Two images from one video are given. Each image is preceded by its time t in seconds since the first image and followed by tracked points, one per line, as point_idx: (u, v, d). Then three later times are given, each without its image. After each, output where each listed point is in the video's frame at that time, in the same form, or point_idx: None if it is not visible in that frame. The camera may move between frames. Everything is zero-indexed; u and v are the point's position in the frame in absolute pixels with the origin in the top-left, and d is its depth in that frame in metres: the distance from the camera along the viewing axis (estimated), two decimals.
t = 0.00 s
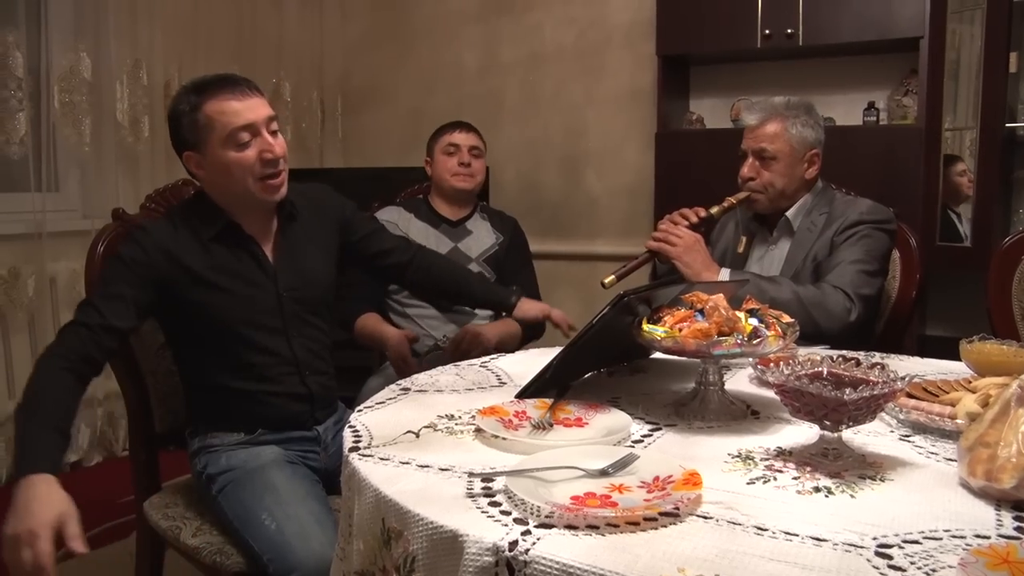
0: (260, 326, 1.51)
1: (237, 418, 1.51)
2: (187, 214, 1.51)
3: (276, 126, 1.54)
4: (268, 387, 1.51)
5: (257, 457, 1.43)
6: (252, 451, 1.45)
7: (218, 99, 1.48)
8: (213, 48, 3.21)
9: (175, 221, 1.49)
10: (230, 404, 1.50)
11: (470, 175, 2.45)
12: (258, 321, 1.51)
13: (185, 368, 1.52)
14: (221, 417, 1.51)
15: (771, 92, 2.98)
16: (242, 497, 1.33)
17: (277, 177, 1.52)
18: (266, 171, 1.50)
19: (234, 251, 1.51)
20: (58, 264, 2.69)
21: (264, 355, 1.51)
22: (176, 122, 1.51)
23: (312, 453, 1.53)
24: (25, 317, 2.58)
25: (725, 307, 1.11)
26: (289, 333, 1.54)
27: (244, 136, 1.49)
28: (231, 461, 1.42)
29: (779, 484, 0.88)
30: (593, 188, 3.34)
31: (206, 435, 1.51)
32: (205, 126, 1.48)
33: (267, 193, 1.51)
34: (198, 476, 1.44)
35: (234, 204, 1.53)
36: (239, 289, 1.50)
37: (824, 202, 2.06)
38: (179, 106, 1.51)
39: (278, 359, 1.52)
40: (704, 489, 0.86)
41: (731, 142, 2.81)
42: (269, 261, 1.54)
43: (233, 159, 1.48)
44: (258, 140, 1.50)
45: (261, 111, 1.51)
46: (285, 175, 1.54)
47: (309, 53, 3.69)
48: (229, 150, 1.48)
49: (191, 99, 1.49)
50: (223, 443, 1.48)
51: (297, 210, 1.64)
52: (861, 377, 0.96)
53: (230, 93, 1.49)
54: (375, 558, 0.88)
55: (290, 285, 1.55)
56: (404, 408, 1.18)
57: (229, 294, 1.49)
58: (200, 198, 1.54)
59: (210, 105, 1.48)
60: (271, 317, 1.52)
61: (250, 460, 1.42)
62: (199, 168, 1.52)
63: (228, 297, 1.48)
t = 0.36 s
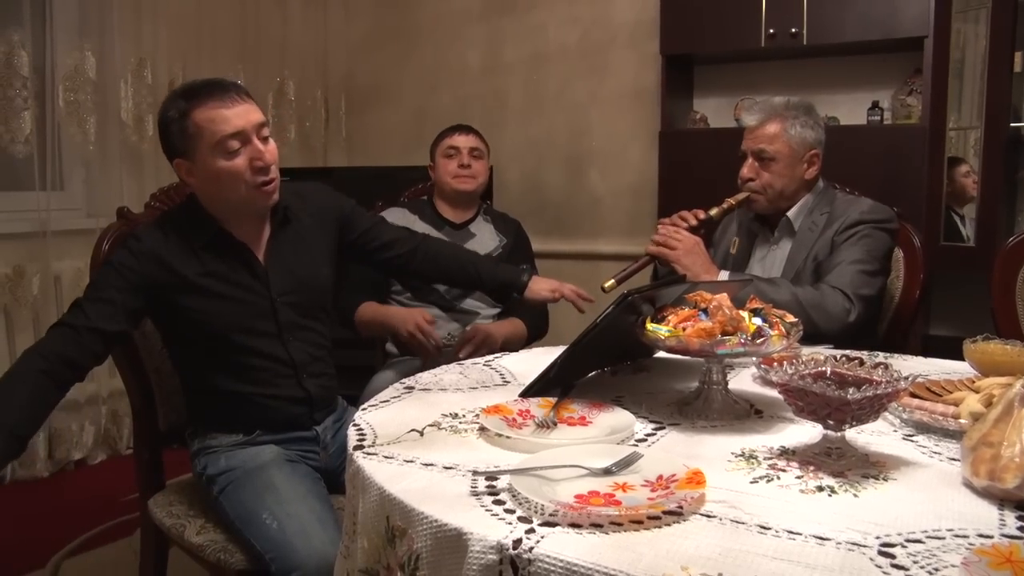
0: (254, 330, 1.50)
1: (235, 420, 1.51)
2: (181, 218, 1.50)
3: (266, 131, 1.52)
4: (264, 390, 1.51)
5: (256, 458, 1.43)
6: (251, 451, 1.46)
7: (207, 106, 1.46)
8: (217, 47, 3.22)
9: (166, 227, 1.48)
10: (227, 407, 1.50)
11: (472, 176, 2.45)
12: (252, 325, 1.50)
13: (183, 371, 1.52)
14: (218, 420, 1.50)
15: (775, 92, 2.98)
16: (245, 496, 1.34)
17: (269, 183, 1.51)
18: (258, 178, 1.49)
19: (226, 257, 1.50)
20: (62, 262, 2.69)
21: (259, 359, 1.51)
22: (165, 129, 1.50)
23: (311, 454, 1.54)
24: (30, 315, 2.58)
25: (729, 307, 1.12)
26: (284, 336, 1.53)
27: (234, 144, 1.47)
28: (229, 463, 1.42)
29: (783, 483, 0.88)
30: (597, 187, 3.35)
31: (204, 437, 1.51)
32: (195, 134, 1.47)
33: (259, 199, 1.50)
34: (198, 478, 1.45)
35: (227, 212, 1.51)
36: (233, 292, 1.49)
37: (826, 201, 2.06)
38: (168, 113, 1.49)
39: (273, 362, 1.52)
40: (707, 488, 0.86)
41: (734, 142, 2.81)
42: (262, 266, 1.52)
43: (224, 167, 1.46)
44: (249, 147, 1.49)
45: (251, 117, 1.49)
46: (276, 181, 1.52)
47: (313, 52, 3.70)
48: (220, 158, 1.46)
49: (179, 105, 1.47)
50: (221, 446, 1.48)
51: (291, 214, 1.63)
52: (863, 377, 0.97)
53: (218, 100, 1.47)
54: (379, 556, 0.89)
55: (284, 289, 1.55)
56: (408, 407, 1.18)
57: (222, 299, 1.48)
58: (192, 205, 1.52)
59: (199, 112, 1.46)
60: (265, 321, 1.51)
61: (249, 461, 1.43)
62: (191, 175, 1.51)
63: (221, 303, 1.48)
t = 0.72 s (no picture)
0: (253, 327, 1.51)
1: (237, 419, 1.51)
2: (179, 218, 1.50)
3: (267, 127, 1.53)
4: (265, 389, 1.51)
5: (259, 457, 1.44)
6: (253, 450, 1.46)
7: (208, 101, 1.47)
8: (220, 47, 3.22)
9: (164, 227, 1.48)
10: (228, 406, 1.50)
11: (466, 173, 2.44)
12: (252, 322, 1.51)
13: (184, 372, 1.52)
14: (220, 419, 1.51)
15: (777, 90, 2.98)
16: (249, 494, 1.34)
17: (270, 178, 1.51)
18: (258, 172, 1.49)
19: (225, 256, 1.50)
20: (66, 262, 2.70)
21: (259, 357, 1.51)
22: (166, 125, 1.50)
23: (313, 452, 1.55)
24: (34, 315, 2.59)
25: (733, 305, 1.12)
26: (284, 334, 1.54)
27: (236, 138, 1.47)
28: (232, 463, 1.43)
29: (787, 480, 0.88)
30: (599, 186, 3.35)
31: (207, 438, 1.51)
32: (196, 129, 1.47)
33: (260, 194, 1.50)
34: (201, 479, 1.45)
35: (227, 206, 1.51)
36: (233, 291, 1.50)
37: (828, 200, 2.06)
38: (170, 109, 1.49)
39: (273, 360, 1.52)
40: (711, 485, 0.86)
41: (736, 140, 2.81)
42: (262, 263, 1.53)
43: (225, 160, 1.46)
44: (251, 141, 1.49)
45: (252, 112, 1.50)
46: (277, 175, 1.53)
47: (315, 52, 3.70)
48: (221, 152, 1.46)
49: (181, 101, 1.48)
50: (223, 446, 1.49)
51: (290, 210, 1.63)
52: (866, 374, 0.97)
53: (220, 94, 1.47)
54: (384, 554, 0.89)
55: (283, 286, 1.55)
56: (413, 405, 1.18)
57: (221, 298, 1.49)
58: (193, 202, 1.52)
59: (201, 107, 1.47)
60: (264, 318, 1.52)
61: (251, 460, 1.43)
62: (191, 170, 1.51)
63: (220, 301, 1.48)
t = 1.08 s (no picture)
0: (257, 319, 1.51)
1: (238, 416, 1.51)
2: (185, 209, 1.50)
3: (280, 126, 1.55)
4: (267, 386, 1.51)
5: (259, 455, 1.44)
6: (252, 449, 1.46)
7: (225, 95, 1.48)
8: (220, 45, 3.22)
9: (172, 215, 1.48)
10: (229, 399, 1.50)
11: (468, 168, 2.44)
12: (256, 314, 1.51)
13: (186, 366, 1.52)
14: (223, 417, 1.50)
15: (777, 91, 2.97)
16: (248, 493, 1.34)
17: (280, 176, 1.53)
18: (269, 169, 1.51)
19: (231, 247, 1.50)
20: (65, 260, 2.70)
21: (262, 349, 1.51)
22: (180, 115, 1.50)
23: (312, 451, 1.55)
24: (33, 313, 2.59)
25: (732, 306, 1.12)
26: (287, 331, 1.54)
27: (250, 134, 1.49)
28: (232, 460, 1.43)
29: (785, 483, 0.88)
30: (599, 185, 3.35)
31: (207, 435, 1.51)
32: (211, 122, 1.48)
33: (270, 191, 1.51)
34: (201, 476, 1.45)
35: (236, 199, 1.52)
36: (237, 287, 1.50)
37: (827, 202, 2.06)
38: (185, 99, 1.50)
39: (276, 354, 1.52)
40: (710, 487, 0.86)
41: (736, 141, 2.81)
42: (268, 255, 1.53)
43: (239, 155, 1.47)
44: (264, 138, 1.50)
45: (268, 110, 1.52)
46: (287, 174, 1.54)
47: (316, 51, 3.70)
48: (235, 146, 1.47)
49: (198, 93, 1.49)
50: (223, 444, 1.49)
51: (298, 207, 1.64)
52: (865, 377, 0.97)
53: (237, 91, 1.49)
54: (383, 555, 0.89)
55: (287, 284, 1.55)
56: (412, 405, 1.18)
57: (226, 286, 1.49)
58: (202, 194, 1.53)
59: (217, 101, 1.48)
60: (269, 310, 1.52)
61: (252, 458, 1.43)
62: (201, 161, 1.51)
63: (225, 290, 1.49)
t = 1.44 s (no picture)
0: (274, 318, 1.51)
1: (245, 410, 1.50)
2: (212, 208, 1.51)
3: (302, 126, 1.55)
4: (276, 380, 1.51)
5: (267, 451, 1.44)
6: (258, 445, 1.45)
7: (251, 90, 1.51)
8: (221, 44, 3.22)
9: (199, 216, 1.49)
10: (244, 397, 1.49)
11: (479, 176, 2.44)
12: (273, 312, 1.51)
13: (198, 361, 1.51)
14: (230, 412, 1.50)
15: (779, 87, 2.97)
16: (252, 491, 1.34)
17: (291, 175, 1.53)
18: (280, 167, 1.51)
19: (253, 242, 1.52)
20: (66, 259, 2.70)
21: (276, 348, 1.51)
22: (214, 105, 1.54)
23: (318, 448, 1.55)
24: (35, 312, 2.59)
25: (733, 304, 1.12)
26: (301, 327, 1.54)
27: (268, 130, 1.50)
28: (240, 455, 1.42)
29: (788, 480, 0.88)
30: (600, 182, 3.34)
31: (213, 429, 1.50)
32: (235, 114, 1.51)
33: (279, 188, 1.52)
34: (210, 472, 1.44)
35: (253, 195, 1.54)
36: (258, 282, 1.50)
37: (826, 197, 2.06)
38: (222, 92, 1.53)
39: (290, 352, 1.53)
40: (713, 485, 0.86)
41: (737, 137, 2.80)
42: (286, 253, 1.54)
43: (253, 149, 1.50)
44: (280, 136, 1.51)
45: (290, 110, 1.53)
46: (300, 174, 1.54)
47: (316, 49, 3.70)
48: (250, 140, 1.50)
49: (232, 87, 1.52)
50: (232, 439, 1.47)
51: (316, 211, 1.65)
52: (867, 373, 0.97)
53: (265, 87, 1.51)
54: (386, 553, 0.89)
55: (303, 280, 1.56)
56: (414, 404, 1.18)
57: (245, 285, 1.49)
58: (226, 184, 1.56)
59: (244, 94, 1.51)
60: (288, 310, 1.52)
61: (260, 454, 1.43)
62: (226, 151, 1.55)
63: (243, 290, 1.48)
